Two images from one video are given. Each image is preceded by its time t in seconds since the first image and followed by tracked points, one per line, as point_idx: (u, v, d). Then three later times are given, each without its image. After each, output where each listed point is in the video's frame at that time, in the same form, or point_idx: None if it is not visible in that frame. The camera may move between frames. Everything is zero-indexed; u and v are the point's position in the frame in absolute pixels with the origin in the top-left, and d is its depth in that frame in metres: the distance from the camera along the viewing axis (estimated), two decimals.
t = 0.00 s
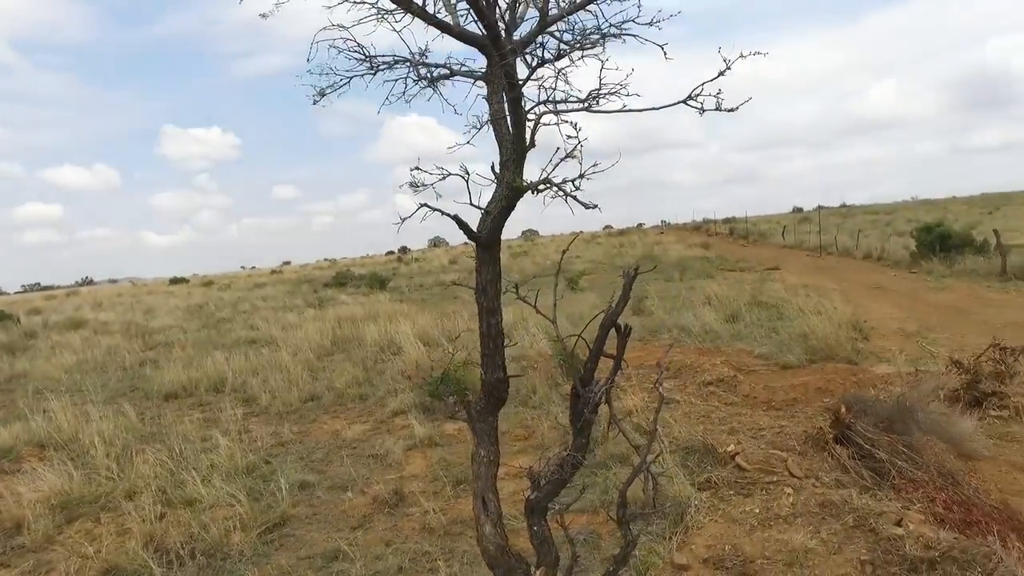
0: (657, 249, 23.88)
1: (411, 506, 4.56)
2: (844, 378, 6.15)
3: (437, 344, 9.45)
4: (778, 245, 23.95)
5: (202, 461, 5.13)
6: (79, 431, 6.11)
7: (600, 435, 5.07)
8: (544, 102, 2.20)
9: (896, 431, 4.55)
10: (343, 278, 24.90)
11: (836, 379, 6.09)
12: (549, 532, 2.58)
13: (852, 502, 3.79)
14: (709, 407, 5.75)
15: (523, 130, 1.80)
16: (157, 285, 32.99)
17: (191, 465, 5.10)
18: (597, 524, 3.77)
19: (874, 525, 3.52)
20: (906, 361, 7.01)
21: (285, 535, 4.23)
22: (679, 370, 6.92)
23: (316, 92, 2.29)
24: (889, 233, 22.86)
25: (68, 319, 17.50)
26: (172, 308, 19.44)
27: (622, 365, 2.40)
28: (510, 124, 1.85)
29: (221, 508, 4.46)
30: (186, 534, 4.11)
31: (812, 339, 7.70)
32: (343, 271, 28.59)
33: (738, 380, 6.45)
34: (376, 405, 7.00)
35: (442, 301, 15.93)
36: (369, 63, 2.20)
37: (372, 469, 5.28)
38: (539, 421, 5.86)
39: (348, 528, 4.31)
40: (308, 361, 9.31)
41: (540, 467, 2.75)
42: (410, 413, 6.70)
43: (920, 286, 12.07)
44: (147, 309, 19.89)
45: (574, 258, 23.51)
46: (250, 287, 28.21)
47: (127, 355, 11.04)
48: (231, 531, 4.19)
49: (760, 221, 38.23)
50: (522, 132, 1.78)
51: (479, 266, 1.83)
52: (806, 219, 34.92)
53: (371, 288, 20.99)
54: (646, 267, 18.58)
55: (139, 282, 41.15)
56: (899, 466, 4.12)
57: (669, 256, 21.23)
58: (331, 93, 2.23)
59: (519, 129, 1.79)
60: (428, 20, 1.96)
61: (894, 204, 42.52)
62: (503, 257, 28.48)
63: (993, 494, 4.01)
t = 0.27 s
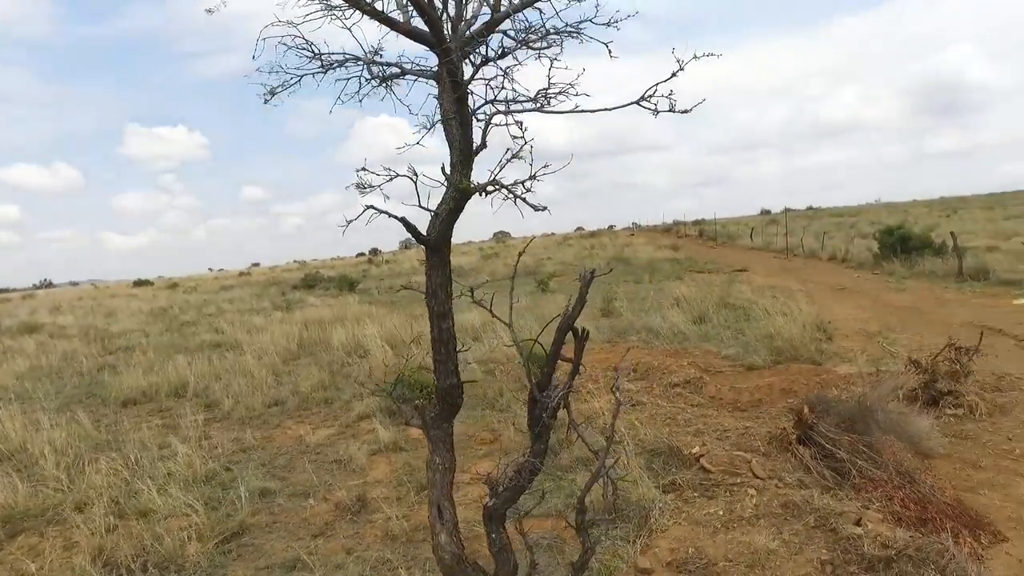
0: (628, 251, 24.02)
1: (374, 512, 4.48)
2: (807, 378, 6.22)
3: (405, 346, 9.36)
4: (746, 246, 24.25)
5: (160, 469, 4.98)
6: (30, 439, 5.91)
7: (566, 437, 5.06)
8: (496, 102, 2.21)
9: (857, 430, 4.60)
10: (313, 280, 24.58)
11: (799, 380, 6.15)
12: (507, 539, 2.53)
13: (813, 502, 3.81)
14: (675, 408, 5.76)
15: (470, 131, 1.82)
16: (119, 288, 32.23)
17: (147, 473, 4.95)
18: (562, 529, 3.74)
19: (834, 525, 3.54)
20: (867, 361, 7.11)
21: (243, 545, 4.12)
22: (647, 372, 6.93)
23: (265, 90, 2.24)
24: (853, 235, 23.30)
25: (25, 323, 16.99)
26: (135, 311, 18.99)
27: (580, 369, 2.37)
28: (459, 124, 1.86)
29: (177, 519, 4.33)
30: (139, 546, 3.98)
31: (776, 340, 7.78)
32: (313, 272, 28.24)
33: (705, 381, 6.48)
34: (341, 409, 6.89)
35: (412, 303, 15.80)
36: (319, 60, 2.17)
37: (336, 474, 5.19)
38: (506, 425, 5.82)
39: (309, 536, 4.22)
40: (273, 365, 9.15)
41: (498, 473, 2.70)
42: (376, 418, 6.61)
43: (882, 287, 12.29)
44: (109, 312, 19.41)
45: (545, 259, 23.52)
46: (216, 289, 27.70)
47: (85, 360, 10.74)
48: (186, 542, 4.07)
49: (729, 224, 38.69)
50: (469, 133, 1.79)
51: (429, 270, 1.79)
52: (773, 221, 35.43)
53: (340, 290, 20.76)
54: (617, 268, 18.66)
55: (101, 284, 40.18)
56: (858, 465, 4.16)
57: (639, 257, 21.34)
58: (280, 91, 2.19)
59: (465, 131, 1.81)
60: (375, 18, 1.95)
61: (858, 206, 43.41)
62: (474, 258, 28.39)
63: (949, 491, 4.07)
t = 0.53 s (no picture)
0: (602, 252, 24.10)
1: (339, 520, 4.37)
2: (776, 380, 6.23)
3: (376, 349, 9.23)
4: (719, 248, 24.47)
5: (116, 479, 4.82)
6: None
7: (535, 441, 5.00)
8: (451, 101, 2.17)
9: (824, 432, 4.61)
10: (284, 282, 24.26)
11: (768, 382, 6.16)
12: (470, 550, 2.47)
13: (780, 506, 3.80)
14: (646, 411, 5.74)
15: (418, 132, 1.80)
16: (85, 290, 31.51)
17: (103, 484, 4.78)
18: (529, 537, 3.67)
19: (801, 528, 3.53)
20: (835, 362, 7.17)
21: (201, 557, 3.99)
22: (618, 375, 6.90)
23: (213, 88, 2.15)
24: (823, 237, 23.62)
25: None
26: (99, 315, 18.56)
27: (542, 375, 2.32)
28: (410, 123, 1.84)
29: (132, 531, 4.18)
30: (92, 561, 3.83)
31: (746, 342, 7.82)
32: (285, 274, 27.88)
33: (675, 383, 6.46)
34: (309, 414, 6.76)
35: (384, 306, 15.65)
36: (269, 56, 2.10)
37: (301, 481, 5.06)
38: (476, 430, 5.74)
39: (270, 546, 4.10)
40: (240, 369, 8.97)
41: (460, 481, 2.63)
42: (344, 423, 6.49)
43: (851, 288, 12.45)
44: (73, 315, 18.94)
45: (520, 261, 23.49)
46: (186, 292, 27.21)
47: (45, 365, 10.43)
48: (142, 555, 3.93)
49: (702, 226, 39.04)
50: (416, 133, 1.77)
51: (379, 275, 1.73)
52: (745, 223, 35.82)
53: (312, 292, 20.50)
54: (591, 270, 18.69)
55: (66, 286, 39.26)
56: (825, 468, 4.16)
57: (613, 259, 21.41)
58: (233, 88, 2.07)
59: (413, 131, 1.79)
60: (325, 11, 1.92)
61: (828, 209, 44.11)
62: (449, 260, 28.26)
63: (912, 492, 4.09)
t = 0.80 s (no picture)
0: (581, 254, 24.10)
1: (310, 528, 4.26)
2: (752, 383, 6.23)
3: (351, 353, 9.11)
4: (697, 250, 24.60)
5: (77, 490, 4.67)
6: None
7: (510, 446, 4.94)
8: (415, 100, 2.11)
9: (799, 435, 4.61)
10: (261, 283, 23.96)
11: (745, 385, 6.16)
12: (436, 560, 2.40)
13: (755, 510, 3.77)
14: (622, 415, 5.70)
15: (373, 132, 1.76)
16: (55, 292, 30.87)
17: (64, 495, 4.62)
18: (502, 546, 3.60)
19: (776, 533, 3.51)
20: (811, 364, 7.20)
21: (165, 570, 3.86)
22: (595, 378, 6.85)
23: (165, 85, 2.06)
24: (799, 239, 23.85)
25: None
26: (69, 318, 18.16)
27: (511, 381, 2.26)
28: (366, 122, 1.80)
29: (92, 544, 4.04)
30: None
31: (723, 344, 7.82)
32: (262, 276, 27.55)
33: (652, 386, 6.43)
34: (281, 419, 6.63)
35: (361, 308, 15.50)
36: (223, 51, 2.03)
37: (271, 488, 4.95)
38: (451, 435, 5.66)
39: (238, 557, 3.98)
40: (212, 373, 8.80)
41: (427, 490, 2.56)
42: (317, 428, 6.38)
43: (826, 290, 12.56)
44: (42, 318, 18.52)
45: (499, 262, 23.40)
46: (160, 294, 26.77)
47: (11, 370, 10.16)
48: (102, 569, 3.79)
49: (681, 228, 39.27)
50: (370, 133, 1.73)
51: (337, 280, 1.66)
52: (723, 225, 36.07)
53: (288, 295, 20.25)
54: (570, 272, 18.67)
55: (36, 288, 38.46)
56: (800, 471, 4.15)
57: (592, 261, 21.40)
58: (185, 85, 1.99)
59: (368, 131, 1.75)
60: (281, 6, 1.89)
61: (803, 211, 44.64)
62: (428, 261, 28.12)
63: (885, 493, 4.09)
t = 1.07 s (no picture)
0: (563, 255, 24.09)
1: (283, 537, 4.15)
2: (732, 386, 6.21)
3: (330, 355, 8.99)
4: (679, 252, 24.68)
5: (41, 500, 4.51)
6: None
7: (489, 451, 4.87)
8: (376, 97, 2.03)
9: (778, 438, 4.58)
10: (240, 285, 23.68)
11: (725, 388, 6.13)
12: (406, 572, 2.33)
13: (734, 515, 3.74)
14: (602, 419, 5.65)
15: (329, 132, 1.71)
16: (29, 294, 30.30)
17: (27, 506, 4.47)
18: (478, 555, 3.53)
19: (755, 538, 3.47)
20: (790, 366, 7.20)
21: None
22: (575, 381, 6.80)
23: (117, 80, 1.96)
24: (779, 241, 24.03)
25: None
26: (43, 320, 17.79)
27: (482, 388, 2.20)
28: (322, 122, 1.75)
29: (55, 557, 3.90)
30: None
31: (704, 346, 7.80)
32: (241, 278, 27.22)
33: (632, 389, 6.39)
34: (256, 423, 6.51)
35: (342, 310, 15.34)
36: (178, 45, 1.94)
37: (244, 495, 4.83)
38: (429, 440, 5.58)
39: (206, 568, 3.86)
40: (187, 377, 8.63)
41: (396, 501, 2.48)
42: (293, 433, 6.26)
43: (806, 292, 12.62)
44: (14, 321, 18.11)
45: (482, 264, 23.30)
46: (136, 295, 26.35)
47: None
48: None
49: (663, 229, 39.46)
50: (325, 134, 1.68)
51: (294, 286, 1.59)
52: (704, 227, 36.28)
53: (268, 297, 20.02)
54: (552, 272, 18.65)
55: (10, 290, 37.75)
56: (779, 475, 4.12)
57: (574, 262, 21.37)
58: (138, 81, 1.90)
59: (323, 132, 1.69)
60: None
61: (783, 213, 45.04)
62: (410, 262, 27.96)
63: (863, 497, 4.07)
